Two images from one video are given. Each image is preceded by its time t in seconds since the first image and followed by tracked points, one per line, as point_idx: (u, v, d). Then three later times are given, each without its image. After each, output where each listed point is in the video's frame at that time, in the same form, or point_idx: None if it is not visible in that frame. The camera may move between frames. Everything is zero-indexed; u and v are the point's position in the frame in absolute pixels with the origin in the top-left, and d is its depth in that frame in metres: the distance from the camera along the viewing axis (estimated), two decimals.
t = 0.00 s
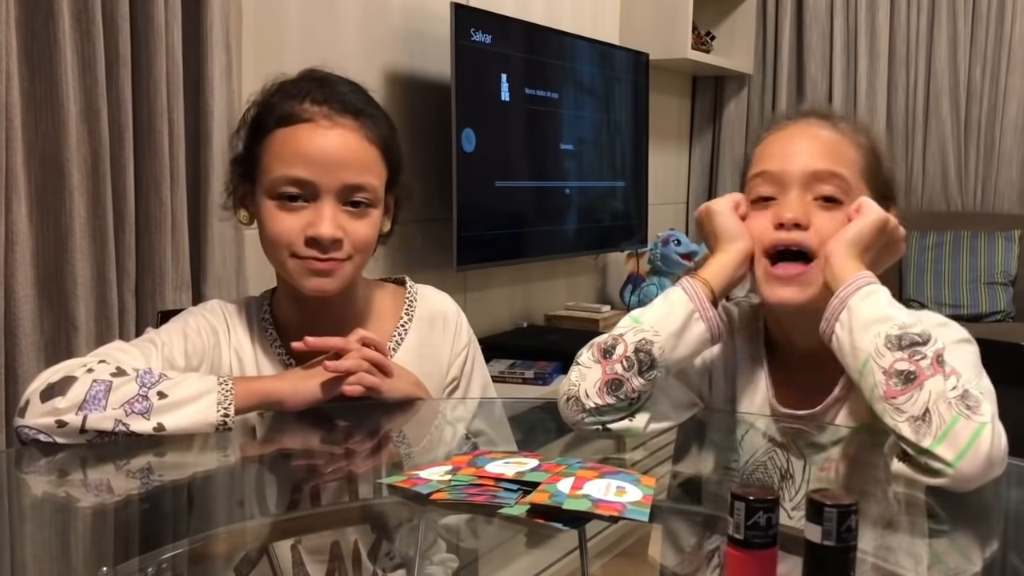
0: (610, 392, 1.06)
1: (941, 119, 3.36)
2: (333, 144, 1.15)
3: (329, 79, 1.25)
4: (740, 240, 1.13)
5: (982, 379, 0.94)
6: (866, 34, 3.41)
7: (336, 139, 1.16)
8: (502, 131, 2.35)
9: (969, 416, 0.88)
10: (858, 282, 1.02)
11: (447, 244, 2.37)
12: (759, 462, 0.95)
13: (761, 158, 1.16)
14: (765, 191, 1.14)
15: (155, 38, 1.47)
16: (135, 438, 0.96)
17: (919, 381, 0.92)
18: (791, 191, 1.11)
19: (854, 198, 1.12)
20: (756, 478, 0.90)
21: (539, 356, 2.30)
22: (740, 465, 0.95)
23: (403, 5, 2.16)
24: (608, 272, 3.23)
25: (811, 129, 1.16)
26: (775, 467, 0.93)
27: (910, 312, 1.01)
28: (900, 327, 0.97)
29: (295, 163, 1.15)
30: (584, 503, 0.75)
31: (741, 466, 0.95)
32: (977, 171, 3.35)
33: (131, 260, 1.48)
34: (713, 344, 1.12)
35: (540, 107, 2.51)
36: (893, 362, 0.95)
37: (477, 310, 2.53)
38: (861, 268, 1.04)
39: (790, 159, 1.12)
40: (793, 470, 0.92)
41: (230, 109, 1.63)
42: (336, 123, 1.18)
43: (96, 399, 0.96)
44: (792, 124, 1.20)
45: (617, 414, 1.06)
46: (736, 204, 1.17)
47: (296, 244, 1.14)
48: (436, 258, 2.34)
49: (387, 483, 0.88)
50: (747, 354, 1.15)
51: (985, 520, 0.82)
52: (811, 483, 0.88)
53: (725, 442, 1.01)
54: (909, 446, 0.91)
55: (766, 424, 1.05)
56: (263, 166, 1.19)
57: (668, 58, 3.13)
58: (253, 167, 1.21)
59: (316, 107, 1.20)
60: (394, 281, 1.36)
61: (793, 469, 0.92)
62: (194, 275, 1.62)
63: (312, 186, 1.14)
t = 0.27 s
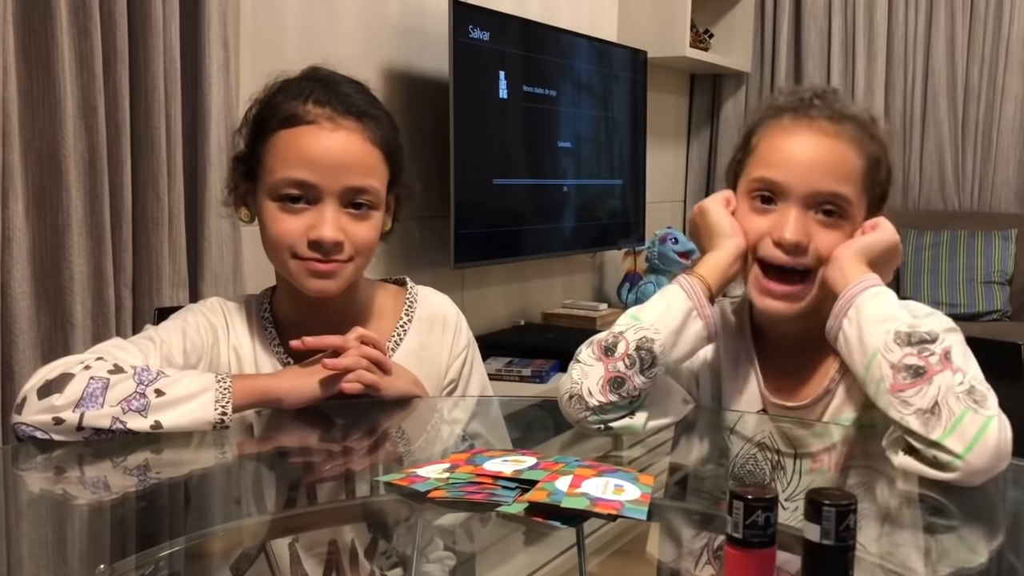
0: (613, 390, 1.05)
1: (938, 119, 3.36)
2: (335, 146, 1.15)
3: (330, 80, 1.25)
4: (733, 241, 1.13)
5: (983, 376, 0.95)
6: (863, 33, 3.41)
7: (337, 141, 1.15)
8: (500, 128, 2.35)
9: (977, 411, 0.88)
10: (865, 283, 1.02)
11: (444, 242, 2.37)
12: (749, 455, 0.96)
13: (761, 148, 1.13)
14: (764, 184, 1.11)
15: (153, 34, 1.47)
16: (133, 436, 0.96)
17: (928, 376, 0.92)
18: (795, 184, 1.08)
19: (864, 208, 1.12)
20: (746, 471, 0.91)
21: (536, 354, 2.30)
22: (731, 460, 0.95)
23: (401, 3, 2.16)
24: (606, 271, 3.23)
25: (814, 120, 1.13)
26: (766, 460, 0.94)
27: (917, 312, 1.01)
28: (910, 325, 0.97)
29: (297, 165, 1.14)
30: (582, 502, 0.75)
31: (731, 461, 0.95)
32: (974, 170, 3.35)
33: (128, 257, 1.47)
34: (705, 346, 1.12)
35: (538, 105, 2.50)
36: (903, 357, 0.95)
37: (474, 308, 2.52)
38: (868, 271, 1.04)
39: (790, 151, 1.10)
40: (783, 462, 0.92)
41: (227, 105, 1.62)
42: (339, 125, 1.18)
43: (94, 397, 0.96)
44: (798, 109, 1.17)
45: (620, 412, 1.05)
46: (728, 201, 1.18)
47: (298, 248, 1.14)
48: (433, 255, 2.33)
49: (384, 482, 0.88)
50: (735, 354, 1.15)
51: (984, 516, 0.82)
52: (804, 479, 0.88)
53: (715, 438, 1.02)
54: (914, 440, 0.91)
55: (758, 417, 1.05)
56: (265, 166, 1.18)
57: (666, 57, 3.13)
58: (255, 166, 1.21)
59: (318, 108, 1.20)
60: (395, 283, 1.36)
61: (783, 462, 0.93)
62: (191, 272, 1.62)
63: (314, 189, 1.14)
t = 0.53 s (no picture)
0: (613, 391, 1.05)
1: (934, 116, 3.36)
2: (332, 147, 1.15)
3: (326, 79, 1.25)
4: (736, 247, 1.12)
5: (971, 371, 0.94)
6: (860, 30, 3.42)
7: (335, 142, 1.15)
8: (496, 125, 2.35)
9: (955, 406, 0.88)
10: (854, 286, 1.02)
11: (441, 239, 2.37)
12: (750, 453, 0.96)
13: (750, 156, 1.13)
14: (756, 196, 1.11)
15: (149, 31, 1.47)
16: (129, 435, 0.96)
17: (908, 375, 0.93)
18: (786, 193, 1.09)
19: (855, 208, 1.12)
20: (749, 468, 0.92)
21: (533, 352, 2.30)
22: (732, 459, 0.96)
23: None
24: (602, 268, 3.23)
25: (794, 128, 1.14)
26: (768, 456, 0.95)
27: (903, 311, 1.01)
28: (892, 326, 0.98)
29: (295, 166, 1.14)
30: (578, 502, 0.75)
31: (733, 459, 0.96)
32: (970, 168, 3.35)
33: (124, 254, 1.47)
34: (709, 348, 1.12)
35: (535, 102, 2.50)
36: (884, 358, 0.95)
37: (471, 306, 2.52)
38: (858, 275, 1.05)
39: (782, 157, 1.10)
40: (786, 459, 0.93)
41: (223, 102, 1.62)
42: (336, 126, 1.18)
43: (90, 395, 0.96)
44: (778, 116, 1.17)
45: (618, 413, 1.05)
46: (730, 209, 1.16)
47: (298, 249, 1.13)
48: (429, 252, 2.33)
49: (380, 481, 0.87)
50: (741, 347, 1.16)
51: (980, 515, 0.82)
52: (803, 476, 0.89)
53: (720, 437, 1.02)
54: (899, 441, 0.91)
55: (764, 416, 1.05)
56: (262, 167, 1.18)
57: (663, 54, 3.13)
58: (253, 165, 1.20)
59: (315, 108, 1.20)
60: (392, 283, 1.36)
61: (785, 459, 0.93)
62: (187, 269, 1.62)
63: (312, 190, 1.14)
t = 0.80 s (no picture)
0: (600, 395, 1.05)
1: (928, 117, 3.37)
2: (327, 147, 1.15)
3: (321, 80, 1.25)
4: (731, 249, 1.11)
5: (969, 375, 0.95)
6: (854, 31, 3.42)
7: (329, 142, 1.15)
8: (491, 126, 2.35)
9: (960, 411, 0.88)
10: (851, 283, 1.01)
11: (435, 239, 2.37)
12: (744, 460, 0.96)
13: (742, 160, 1.14)
14: (748, 201, 1.12)
15: (143, 32, 1.46)
16: (122, 438, 0.96)
17: (911, 378, 0.92)
18: (778, 194, 1.09)
19: (848, 205, 1.12)
20: (742, 476, 0.92)
21: (527, 352, 2.30)
22: (726, 463, 0.97)
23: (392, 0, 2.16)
24: (597, 268, 3.24)
25: (785, 131, 1.15)
26: (761, 463, 0.95)
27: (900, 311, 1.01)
28: (893, 326, 0.97)
29: (290, 167, 1.14)
30: (571, 505, 0.75)
31: (726, 465, 0.96)
32: (963, 169, 3.36)
33: (118, 255, 1.47)
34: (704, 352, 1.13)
35: (529, 103, 2.50)
36: (886, 360, 0.95)
37: (465, 306, 2.52)
38: (854, 272, 1.04)
39: (774, 160, 1.10)
40: (779, 466, 0.94)
41: (218, 103, 1.62)
42: (331, 127, 1.18)
43: (83, 399, 0.95)
44: (768, 120, 1.18)
45: (606, 416, 1.05)
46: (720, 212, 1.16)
47: (292, 250, 1.13)
48: (424, 253, 2.33)
49: (374, 484, 0.88)
50: (736, 356, 1.15)
51: (972, 518, 0.83)
52: (797, 483, 0.90)
53: (714, 441, 1.02)
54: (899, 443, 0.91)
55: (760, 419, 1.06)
56: (256, 167, 1.18)
57: (658, 54, 3.14)
58: (247, 164, 1.20)
59: (310, 109, 1.20)
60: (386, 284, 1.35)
61: (779, 466, 0.94)
62: (181, 270, 1.62)
63: (307, 190, 1.14)
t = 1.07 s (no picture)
0: (589, 398, 1.05)
1: (920, 117, 3.38)
2: (319, 137, 1.15)
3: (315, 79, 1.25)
4: (723, 247, 1.11)
5: (966, 381, 0.94)
6: (847, 31, 3.43)
7: (321, 133, 1.15)
8: (483, 126, 2.34)
9: (958, 417, 0.87)
10: (847, 284, 1.01)
11: (428, 240, 2.36)
12: (737, 462, 0.96)
13: (735, 157, 1.14)
14: (741, 197, 1.11)
15: (133, 32, 1.46)
16: (110, 442, 0.95)
17: (908, 382, 0.92)
18: (772, 192, 1.09)
19: (843, 205, 1.12)
20: (735, 478, 0.92)
21: (520, 353, 2.30)
22: (719, 464, 0.96)
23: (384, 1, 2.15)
24: (590, 269, 3.23)
25: (780, 128, 1.15)
26: (755, 466, 0.95)
27: (897, 315, 1.01)
28: (889, 329, 0.97)
29: (282, 154, 1.14)
30: (561, 510, 0.75)
31: (719, 467, 0.96)
32: (956, 169, 3.36)
33: (108, 257, 1.46)
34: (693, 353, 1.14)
35: (522, 104, 2.50)
36: (883, 363, 0.94)
37: (458, 307, 2.52)
38: (849, 273, 1.04)
39: (768, 156, 1.10)
40: (773, 469, 0.94)
41: (208, 104, 1.61)
42: (323, 118, 1.18)
43: (70, 402, 0.95)
44: (763, 118, 1.18)
45: (596, 420, 1.05)
46: (713, 210, 1.16)
47: (282, 237, 1.12)
48: (416, 254, 2.33)
49: (364, 488, 0.87)
50: (729, 359, 1.16)
51: (964, 520, 0.82)
52: (790, 485, 0.90)
53: (706, 443, 1.02)
54: (895, 447, 0.90)
55: (753, 421, 1.06)
56: (249, 158, 1.18)
57: (651, 55, 3.13)
58: (238, 161, 1.20)
59: (303, 102, 1.20)
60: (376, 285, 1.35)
61: (773, 468, 0.94)
62: (172, 271, 1.61)
63: (298, 177, 1.14)
